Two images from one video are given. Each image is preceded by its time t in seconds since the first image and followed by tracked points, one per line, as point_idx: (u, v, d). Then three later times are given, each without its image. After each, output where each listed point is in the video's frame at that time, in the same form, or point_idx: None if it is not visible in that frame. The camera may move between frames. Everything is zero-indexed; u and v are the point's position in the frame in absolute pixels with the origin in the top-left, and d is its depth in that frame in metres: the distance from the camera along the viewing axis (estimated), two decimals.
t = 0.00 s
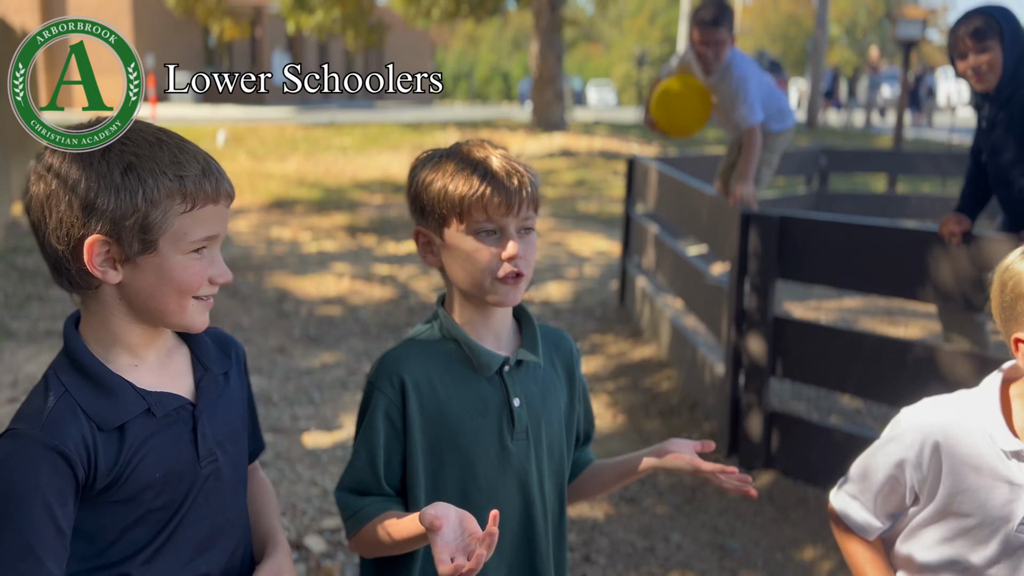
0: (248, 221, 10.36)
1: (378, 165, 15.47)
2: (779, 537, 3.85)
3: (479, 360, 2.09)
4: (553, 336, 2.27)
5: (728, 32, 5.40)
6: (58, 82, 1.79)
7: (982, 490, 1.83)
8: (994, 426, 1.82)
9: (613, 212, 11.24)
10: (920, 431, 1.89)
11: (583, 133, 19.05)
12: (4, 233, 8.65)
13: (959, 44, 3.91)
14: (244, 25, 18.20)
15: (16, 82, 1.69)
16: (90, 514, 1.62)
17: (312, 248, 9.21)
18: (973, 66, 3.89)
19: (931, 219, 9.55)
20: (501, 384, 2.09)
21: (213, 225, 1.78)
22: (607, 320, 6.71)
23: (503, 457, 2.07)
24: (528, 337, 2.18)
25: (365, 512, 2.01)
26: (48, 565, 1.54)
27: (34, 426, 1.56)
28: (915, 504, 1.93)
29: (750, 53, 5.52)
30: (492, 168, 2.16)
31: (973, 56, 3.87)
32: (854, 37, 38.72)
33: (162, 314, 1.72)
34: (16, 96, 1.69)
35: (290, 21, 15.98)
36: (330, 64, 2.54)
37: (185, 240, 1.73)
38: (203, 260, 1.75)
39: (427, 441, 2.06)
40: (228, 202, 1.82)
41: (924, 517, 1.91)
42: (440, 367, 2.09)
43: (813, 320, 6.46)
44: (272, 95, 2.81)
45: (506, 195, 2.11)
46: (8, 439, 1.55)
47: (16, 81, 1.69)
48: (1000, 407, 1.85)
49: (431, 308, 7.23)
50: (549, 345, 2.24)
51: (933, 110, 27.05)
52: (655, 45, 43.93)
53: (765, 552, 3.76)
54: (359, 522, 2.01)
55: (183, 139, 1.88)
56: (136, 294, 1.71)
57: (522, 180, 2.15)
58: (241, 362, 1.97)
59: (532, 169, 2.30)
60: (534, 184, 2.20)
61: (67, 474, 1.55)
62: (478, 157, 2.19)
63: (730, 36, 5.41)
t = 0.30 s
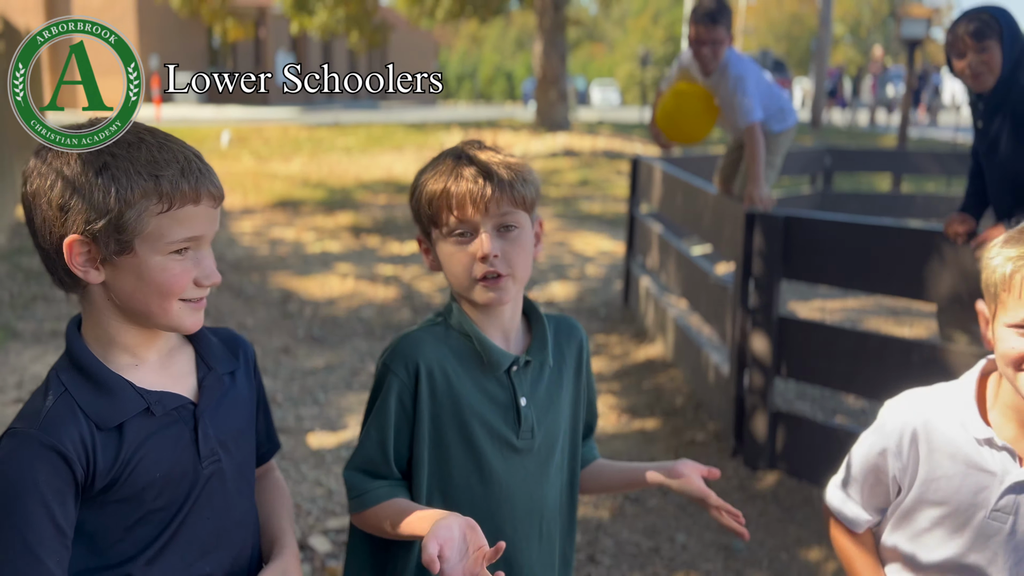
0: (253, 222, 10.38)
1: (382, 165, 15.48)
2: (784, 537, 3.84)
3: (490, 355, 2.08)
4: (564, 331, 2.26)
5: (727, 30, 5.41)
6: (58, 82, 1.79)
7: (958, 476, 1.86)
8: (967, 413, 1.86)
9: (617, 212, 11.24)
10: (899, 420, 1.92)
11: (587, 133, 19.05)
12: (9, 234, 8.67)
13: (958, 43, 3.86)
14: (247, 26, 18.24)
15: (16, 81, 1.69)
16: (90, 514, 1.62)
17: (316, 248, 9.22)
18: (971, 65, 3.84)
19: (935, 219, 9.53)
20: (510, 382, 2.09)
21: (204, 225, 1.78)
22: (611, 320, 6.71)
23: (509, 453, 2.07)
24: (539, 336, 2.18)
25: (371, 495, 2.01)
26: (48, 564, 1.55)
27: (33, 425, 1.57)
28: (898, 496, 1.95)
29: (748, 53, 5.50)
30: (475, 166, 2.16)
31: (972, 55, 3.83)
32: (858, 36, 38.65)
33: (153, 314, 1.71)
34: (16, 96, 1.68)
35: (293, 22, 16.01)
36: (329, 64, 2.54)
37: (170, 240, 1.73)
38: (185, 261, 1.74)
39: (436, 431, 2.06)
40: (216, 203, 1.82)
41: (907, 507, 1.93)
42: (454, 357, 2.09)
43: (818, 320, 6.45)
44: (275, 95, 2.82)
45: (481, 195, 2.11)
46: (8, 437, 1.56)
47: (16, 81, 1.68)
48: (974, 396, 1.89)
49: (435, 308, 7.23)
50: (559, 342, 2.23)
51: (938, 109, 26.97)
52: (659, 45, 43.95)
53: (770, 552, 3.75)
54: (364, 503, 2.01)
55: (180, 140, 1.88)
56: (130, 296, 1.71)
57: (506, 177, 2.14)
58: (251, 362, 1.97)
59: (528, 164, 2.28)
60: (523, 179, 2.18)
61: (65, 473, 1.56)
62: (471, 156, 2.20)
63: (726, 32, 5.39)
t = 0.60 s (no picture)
0: (261, 222, 10.40)
1: (389, 166, 15.49)
2: (793, 538, 3.84)
3: (501, 355, 2.09)
4: (580, 330, 2.25)
5: (739, 29, 5.41)
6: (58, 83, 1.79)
7: (928, 455, 2.01)
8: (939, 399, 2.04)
9: (624, 212, 11.23)
10: (882, 407, 2.13)
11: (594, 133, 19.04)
12: (18, 235, 8.70)
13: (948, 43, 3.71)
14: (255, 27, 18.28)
15: (16, 82, 1.68)
16: (103, 514, 1.63)
17: (323, 248, 9.23)
18: (962, 66, 3.68)
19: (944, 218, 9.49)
20: (521, 381, 2.09)
21: (213, 225, 1.78)
22: (619, 320, 6.71)
23: (517, 452, 2.07)
24: (553, 335, 2.17)
25: (383, 488, 2.05)
26: (58, 563, 1.55)
27: (46, 423, 1.59)
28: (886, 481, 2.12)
29: (761, 53, 5.49)
30: (488, 166, 2.16)
31: (963, 56, 3.67)
32: (866, 35, 38.53)
33: (161, 313, 1.72)
34: (15, 97, 1.67)
35: (301, 23, 16.03)
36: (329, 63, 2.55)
37: (177, 240, 1.73)
38: (190, 261, 1.74)
39: (448, 428, 2.08)
40: (223, 203, 1.82)
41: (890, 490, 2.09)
42: (465, 354, 2.10)
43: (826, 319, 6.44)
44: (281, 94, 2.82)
45: (498, 193, 2.11)
46: (22, 436, 1.59)
47: (16, 82, 1.68)
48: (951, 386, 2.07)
49: (443, 309, 7.23)
50: (573, 340, 2.22)
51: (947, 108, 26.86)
52: (665, 44, 43.90)
53: (779, 552, 3.75)
54: (376, 495, 2.06)
55: (189, 140, 1.88)
56: (140, 297, 1.71)
57: (520, 175, 2.14)
58: (268, 364, 1.97)
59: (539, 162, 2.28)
60: (536, 176, 2.19)
61: (76, 471, 1.57)
62: (482, 156, 2.20)
63: (739, 32, 5.38)
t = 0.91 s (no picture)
0: (274, 223, 10.42)
1: (401, 166, 15.50)
2: (807, 539, 3.82)
3: (524, 359, 2.09)
4: (603, 332, 2.25)
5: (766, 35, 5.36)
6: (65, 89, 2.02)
7: (931, 447, 1.99)
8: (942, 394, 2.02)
9: (636, 212, 11.21)
10: (889, 406, 2.11)
11: (606, 132, 18.98)
12: (34, 236, 8.76)
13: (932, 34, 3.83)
14: (268, 28, 18.33)
15: (18, 84, 1.92)
16: (123, 509, 1.65)
17: (336, 249, 9.26)
18: (945, 57, 3.80)
19: (959, 217, 9.43)
20: (544, 385, 2.09)
21: (236, 223, 1.78)
22: (632, 320, 6.69)
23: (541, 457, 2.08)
24: (577, 338, 2.17)
25: (413, 502, 2.04)
26: (77, 558, 1.58)
27: (68, 418, 1.61)
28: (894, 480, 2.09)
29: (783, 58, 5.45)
30: (508, 170, 2.16)
31: (946, 47, 3.79)
32: (879, 33, 38.35)
33: (182, 313, 1.72)
34: (17, 96, 1.90)
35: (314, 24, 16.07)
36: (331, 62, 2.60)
37: (199, 238, 1.73)
38: (211, 257, 1.74)
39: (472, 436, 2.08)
40: (245, 200, 1.81)
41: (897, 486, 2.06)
42: (490, 361, 2.10)
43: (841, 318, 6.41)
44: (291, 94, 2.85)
45: (517, 197, 2.12)
46: (45, 429, 1.61)
47: (18, 83, 1.92)
48: (953, 383, 2.05)
49: (455, 309, 7.24)
50: (597, 344, 2.21)
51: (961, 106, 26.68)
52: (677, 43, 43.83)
53: (793, 553, 3.73)
54: (405, 509, 2.05)
55: (213, 139, 1.89)
56: (163, 297, 1.72)
57: (538, 178, 2.15)
58: (298, 365, 1.96)
59: (561, 164, 2.29)
60: (556, 178, 2.19)
61: (95, 467, 1.59)
62: (501, 160, 2.21)
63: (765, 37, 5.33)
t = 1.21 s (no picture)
0: (295, 224, 10.47)
1: (422, 167, 15.53)
2: (831, 542, 3.79)
3: (552, 362, 2.10)
4: (629, 333, 2.25)
5: (786, 36, 5.30)
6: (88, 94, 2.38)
7: (945, 449, 1.96)
8: (953, 393, 1.99)
9: (658, 211, 11.17)
10: (901, 408, 2.09)
11: (627, 132, 18.92)
12: (60, 238, 8.85)
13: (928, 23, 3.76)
14: (289, 30, 18.44)
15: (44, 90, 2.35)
16: (147, 504, 1.67)
17: (357, 250, 9.29)
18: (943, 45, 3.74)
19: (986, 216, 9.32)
20: (571, 389, 2.10)
21: (258, 220, 1.78)
22: (653, 320, 6.67)
23: (569, 459, 2.10)
24: (604, 341, 2.17)
25: (465, 511, 2.04)
26: (98, 550, 1.60)
27: (94, 412, 1.64)
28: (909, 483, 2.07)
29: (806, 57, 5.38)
30: (540, 172, 2.17)
31: (944, 34, 3.73)
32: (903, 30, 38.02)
33: (198, 310, 1.73)
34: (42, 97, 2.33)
35: (335, 26, 16.13)
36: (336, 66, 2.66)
37: (209, 232, 1.73)
38: (223, 253, 1.73)
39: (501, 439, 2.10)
40: (263, 197, 1.80)
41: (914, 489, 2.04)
42: (518, 367, 2.11)
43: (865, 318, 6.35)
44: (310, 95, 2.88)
45: (549, 200, 2.12)
46: (74, 422, 1.64)
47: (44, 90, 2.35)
48: (965, 380, 2.01)
49: (476, 309, 7.25)
50: (624, 346, 2.22)
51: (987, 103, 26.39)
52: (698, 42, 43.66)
53: (817, 555, 3.71)
54: (458, 519, 2.05)
55: (242, 139, 1.91)
56: (177, 295, 1.73)
57: (569, 182, 2.14)
58: (330, 368, 1.95)
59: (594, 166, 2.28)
60: (588, 180, 2.19)
61: (119, 460, 1.61)
62: (531, 162, 2.21)
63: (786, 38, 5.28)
